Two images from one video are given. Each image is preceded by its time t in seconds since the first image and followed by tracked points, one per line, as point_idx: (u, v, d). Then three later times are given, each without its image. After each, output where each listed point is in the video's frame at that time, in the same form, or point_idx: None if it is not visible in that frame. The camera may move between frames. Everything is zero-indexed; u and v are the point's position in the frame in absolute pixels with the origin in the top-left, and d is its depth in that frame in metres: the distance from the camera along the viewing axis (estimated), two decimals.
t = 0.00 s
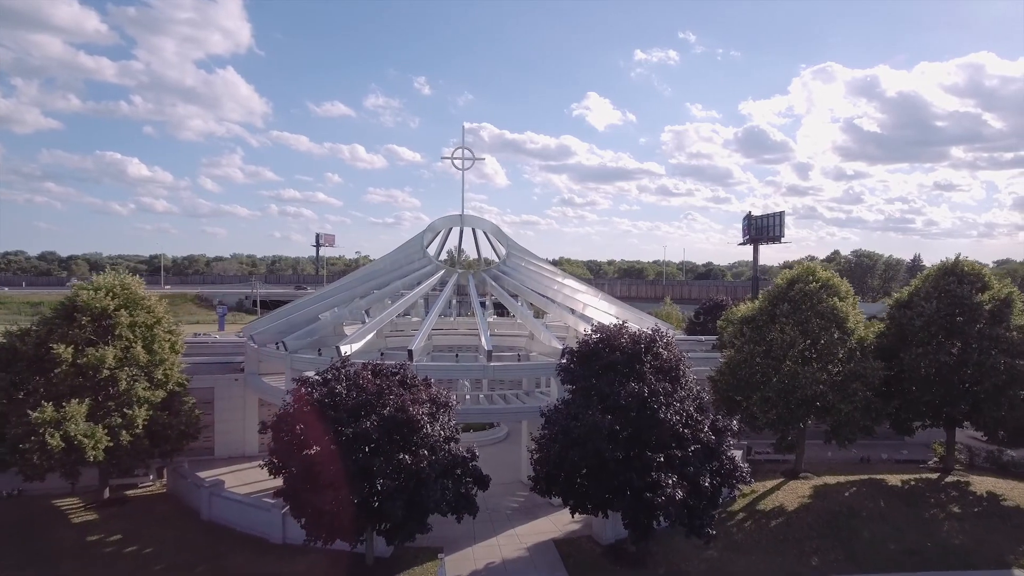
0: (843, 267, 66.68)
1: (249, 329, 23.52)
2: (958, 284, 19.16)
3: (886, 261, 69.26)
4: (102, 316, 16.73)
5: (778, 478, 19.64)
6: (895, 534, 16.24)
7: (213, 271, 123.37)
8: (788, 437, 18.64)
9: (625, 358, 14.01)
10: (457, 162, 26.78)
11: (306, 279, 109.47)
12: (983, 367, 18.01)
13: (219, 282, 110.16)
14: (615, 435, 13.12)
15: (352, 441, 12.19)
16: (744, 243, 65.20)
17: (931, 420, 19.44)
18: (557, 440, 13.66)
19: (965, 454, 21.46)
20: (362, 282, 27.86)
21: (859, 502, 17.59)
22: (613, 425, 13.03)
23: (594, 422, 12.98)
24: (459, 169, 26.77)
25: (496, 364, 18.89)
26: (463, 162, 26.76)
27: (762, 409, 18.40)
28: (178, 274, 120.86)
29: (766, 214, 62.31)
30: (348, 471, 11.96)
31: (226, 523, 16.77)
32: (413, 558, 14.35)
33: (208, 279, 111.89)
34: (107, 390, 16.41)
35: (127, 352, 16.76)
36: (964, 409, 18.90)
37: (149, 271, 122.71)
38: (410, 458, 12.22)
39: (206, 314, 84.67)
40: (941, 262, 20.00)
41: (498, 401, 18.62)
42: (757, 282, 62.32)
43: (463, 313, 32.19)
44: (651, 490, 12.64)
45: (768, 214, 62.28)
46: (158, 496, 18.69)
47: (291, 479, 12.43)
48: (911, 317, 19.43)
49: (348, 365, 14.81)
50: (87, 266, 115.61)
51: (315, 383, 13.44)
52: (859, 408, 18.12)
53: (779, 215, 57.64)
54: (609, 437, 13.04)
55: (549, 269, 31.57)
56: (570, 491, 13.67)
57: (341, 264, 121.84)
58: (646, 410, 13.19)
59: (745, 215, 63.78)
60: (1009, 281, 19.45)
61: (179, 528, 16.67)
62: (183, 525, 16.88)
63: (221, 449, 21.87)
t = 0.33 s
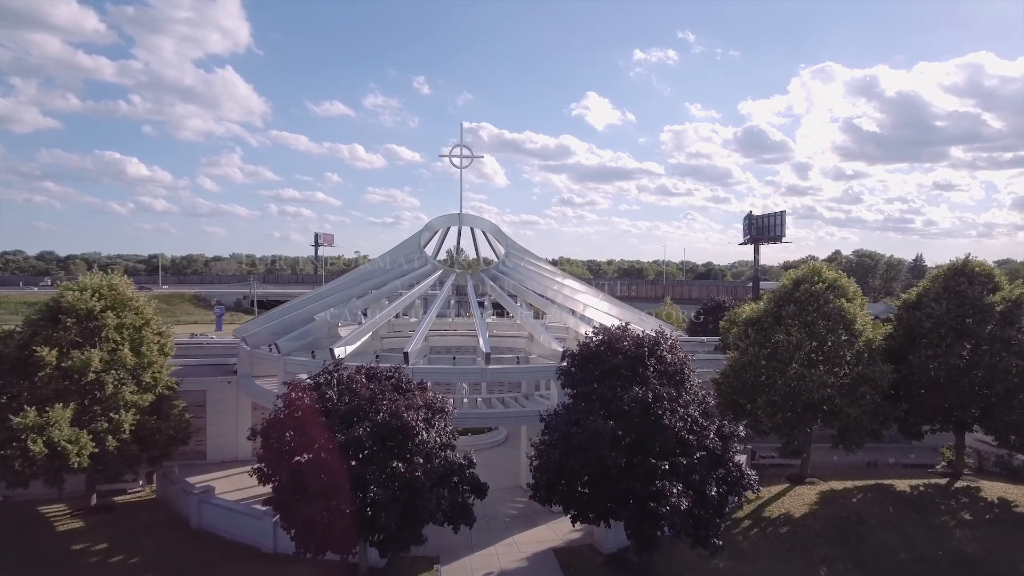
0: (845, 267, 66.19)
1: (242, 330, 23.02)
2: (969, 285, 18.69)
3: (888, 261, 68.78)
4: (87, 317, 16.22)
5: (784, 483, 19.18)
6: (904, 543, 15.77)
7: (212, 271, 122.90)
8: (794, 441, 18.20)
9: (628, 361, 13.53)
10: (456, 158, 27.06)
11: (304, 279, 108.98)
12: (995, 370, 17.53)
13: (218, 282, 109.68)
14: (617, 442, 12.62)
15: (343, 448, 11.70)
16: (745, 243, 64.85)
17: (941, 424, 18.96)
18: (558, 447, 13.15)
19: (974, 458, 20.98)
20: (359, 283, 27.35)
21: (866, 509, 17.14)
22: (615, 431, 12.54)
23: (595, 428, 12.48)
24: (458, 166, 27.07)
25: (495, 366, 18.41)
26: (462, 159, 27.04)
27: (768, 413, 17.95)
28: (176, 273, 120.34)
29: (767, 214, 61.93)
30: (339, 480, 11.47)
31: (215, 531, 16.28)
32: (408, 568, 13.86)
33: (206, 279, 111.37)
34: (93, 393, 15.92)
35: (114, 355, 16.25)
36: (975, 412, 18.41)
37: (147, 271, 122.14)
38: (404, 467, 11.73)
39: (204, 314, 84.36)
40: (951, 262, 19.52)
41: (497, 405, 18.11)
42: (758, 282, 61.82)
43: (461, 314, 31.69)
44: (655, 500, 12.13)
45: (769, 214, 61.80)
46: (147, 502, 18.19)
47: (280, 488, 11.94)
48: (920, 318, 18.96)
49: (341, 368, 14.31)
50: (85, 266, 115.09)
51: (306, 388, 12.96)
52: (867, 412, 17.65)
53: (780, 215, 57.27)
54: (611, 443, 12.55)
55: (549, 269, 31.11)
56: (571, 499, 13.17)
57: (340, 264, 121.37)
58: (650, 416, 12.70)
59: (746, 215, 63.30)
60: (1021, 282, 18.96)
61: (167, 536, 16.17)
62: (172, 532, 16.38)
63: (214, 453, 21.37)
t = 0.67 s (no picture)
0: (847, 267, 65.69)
1: (235, 332, 22.49)
2: (981, 286, 18.15)
3: (890, 260, 68.29)
4: (72, 320, 15.65)
5: (790, 489, 18.68)
6: (917, 553, 15.27)
7: (210, 270, 122.22)
8: (802, 447, 17.70)
9: (632, 366, 13.01)
10: (455, 157, 26.94)
11: (302, 279, 108.44)
12: (1008, 375, 17.01)
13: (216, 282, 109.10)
14: (620, 450, 12.10)
15: (334, 457, 11.16)
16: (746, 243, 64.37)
17: (952, 429, 18.44)
18: (559, 456, 12.62)
19: (984, 463, 20.47)
20: (355, 283, 26.83)
21: (876, 518, 16.64)
22: (619, 439, 12.02)
23: (598, 436, 11.95)
24: (457, 165, 26.96)
25: (494, 370, 17.90)
26: (459, 158, 26.95)
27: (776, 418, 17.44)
28: (174, 273, 119.61)
29: (768, 214, 61.43)
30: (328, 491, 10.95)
31: (204, 541, 15.75)
32: None
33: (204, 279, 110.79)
34: (78, 398, 15.39)
35: (100, 358, 15.70)
36: (987, 417, 17.89)
37: (144, 270, 121.36)
38: (398, 477, 11.21)
39: (201, 314, 83.81)
40: (962, 262, 18.98)
41: (496, 410, 17.58)
42: (760, 282, 61.31)
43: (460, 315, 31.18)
44: (660, 511, 11.61)
45: (770, 213, 61.31)
46: (135, 510, 17.66)
47: (269, 499, 11.41)
48: (930, 320, 18.44)
49: (334, 373, 13.78)
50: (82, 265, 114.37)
51: (297, 394, 12.42)
52: (877, 418, 17.13)
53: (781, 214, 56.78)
54: (614, 452, 12.03)
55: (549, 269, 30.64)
56: (573, 510, 12.64)
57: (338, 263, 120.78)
58: (655, 423, 12.19)
59: (748, 215, 62.83)
60: None
61: (154, 546, 15.64)
62: (160, 541, 15.87)
63: (205, 458, 20.83)
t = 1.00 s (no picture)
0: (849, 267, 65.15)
1: (228, 334, 21.90)
2: (994, 287, 17.58)
3: (892, 260, 67.72)
4: (54, 322, 15.07)
5: (798, 497, 18.14)
6: (931, 564, 14.71)
7: (208, 270, 121.61)
8: (811, 453, 17.15)
9: (637, 371, 12.49)
10: (451, 154, 26.50)
11: (301, 280, 107.93)
12: None
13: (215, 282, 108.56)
14: (625, 460, 11.55)
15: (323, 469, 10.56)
16: (748, 242, 63.84)
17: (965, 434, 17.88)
18: (561, 465, 12.05)
19: (997, 469, 19.91)
20: (351, 284, 26.26)
21: (888, 528, 16.09)
22: (624, 448, 11.46)
23: (602, 445, 11.39)
24: (452, 161, 26.50)
25: (492, 374, 17.36)
26: (457, 155, 26.49)
27: (784, 424, 16.89)
28: (173, 273, 118.64)
29: (770, 214, 60.90)
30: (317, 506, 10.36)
31: (192, 552, 15.17)
32: None
33: (203, 279, 110.22)
34: (61, 403, 14.84)
35: (83, 362, 15.13)
36: (1001, 423, 17.33)
37: (143, 271, 120.85)
38: (391, 489, 10.65)
39: (200, 314, 83.31)
40: (974, 262, 18.40)
41: (495, 415, 17.00)
42: (761, 283, 60.76)
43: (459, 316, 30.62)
44: (668, 525, 11.07)
45: (772, 213, 60.80)
46: (121, 518, 17.09)
47: (255, 512, 10.82)
48: (942, 323, 17.89)
49: (326, 378, 13.19)
50: (80, 265, 113.73)
51: (285, 401, 11.84)
52: (889, 424, 16.58)
53: (783, 213, 56.27)
54: (619, 462, 11.48)
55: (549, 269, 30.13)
56: (575, 523, 12.07)
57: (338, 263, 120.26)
58: (661, 431, 11.67)
59: (749, 214, 62.33)
60: None
61: (140, 557, 15.06)
62: (146, 552, 15.31)
63: (196, 463, 20.28)
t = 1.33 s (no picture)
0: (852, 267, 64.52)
1: (219, 336, 21.25)
2: (1010, 288, 16.92)
3: (895, 260, 67.10)
4: (33, 324, 14.40)
5: (807, 505, 17.54)
6: None
7: (206, 270, 120.74)
8: (821, 461, 16.55)
9: (643, 377, 11.87)
10: (451, 152, 24.07)
11: (300, 280, 107.20)
12: None
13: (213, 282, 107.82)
14: (631, 471, 10.95)
15: (311, 481, 9.94)
16: (749, 242, 63.26)
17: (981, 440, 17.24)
18: (562, 477, 11.45)
19: (1011, 475, 19.29)
20: (346, 284, 25.60)
21: (903, 539, 15.47)
22: (629, 459, 10.86)
23: (606, 455, 10.78)
24: (452, 159, 24.05)
25: (491, 378, 16.73)
26: (457, 153, 24.07)
27: (794, 430, 16.30)
28: (170, 273, 117.90)
29: (772, 213, 60.29)
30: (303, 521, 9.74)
31: (177, 564, 14.54)
32: None
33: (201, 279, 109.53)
34: (40, 409, 14.18)
35: (64, 367, 14.47)
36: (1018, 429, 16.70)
37: (141, 271, 120.15)
38: (383, 503, 10.05)
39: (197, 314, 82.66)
40: (989, 262, 17.74)
41: (493, 421, 16.35)
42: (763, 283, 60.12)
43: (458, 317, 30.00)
44: (677, 540, 10.47)
45: (773, 213, 60.20)
46: (106, 528, 16.45)
47: (239, 527, 10.21)
48: (957, 325, 17.25)
49: (316, 384, 12.57)
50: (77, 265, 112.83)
51: (272, 408, 11.24)
52: (903, 431, 15.97)
53: (785, 213, 55.74)
54: (624, 473, 10.88)
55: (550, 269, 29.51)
56: (577, 537, 11.47)
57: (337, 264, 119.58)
58: (669, 441, 11.08)
59: (751, 214, 61.73)
60: None
61: (122, 569, 14.42)
62: (129, 563, 14.68)
63: (186, 470, 19.66)
